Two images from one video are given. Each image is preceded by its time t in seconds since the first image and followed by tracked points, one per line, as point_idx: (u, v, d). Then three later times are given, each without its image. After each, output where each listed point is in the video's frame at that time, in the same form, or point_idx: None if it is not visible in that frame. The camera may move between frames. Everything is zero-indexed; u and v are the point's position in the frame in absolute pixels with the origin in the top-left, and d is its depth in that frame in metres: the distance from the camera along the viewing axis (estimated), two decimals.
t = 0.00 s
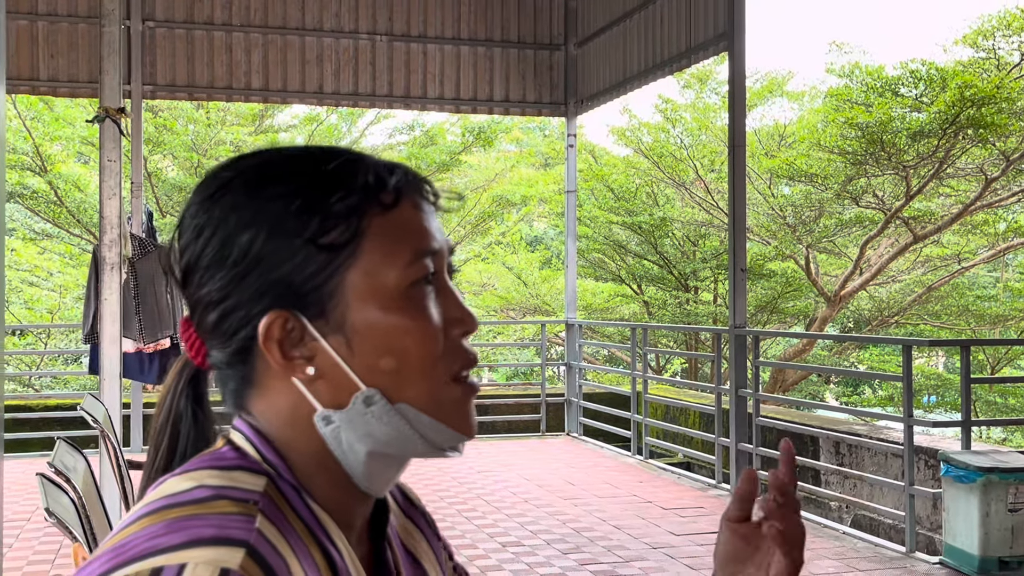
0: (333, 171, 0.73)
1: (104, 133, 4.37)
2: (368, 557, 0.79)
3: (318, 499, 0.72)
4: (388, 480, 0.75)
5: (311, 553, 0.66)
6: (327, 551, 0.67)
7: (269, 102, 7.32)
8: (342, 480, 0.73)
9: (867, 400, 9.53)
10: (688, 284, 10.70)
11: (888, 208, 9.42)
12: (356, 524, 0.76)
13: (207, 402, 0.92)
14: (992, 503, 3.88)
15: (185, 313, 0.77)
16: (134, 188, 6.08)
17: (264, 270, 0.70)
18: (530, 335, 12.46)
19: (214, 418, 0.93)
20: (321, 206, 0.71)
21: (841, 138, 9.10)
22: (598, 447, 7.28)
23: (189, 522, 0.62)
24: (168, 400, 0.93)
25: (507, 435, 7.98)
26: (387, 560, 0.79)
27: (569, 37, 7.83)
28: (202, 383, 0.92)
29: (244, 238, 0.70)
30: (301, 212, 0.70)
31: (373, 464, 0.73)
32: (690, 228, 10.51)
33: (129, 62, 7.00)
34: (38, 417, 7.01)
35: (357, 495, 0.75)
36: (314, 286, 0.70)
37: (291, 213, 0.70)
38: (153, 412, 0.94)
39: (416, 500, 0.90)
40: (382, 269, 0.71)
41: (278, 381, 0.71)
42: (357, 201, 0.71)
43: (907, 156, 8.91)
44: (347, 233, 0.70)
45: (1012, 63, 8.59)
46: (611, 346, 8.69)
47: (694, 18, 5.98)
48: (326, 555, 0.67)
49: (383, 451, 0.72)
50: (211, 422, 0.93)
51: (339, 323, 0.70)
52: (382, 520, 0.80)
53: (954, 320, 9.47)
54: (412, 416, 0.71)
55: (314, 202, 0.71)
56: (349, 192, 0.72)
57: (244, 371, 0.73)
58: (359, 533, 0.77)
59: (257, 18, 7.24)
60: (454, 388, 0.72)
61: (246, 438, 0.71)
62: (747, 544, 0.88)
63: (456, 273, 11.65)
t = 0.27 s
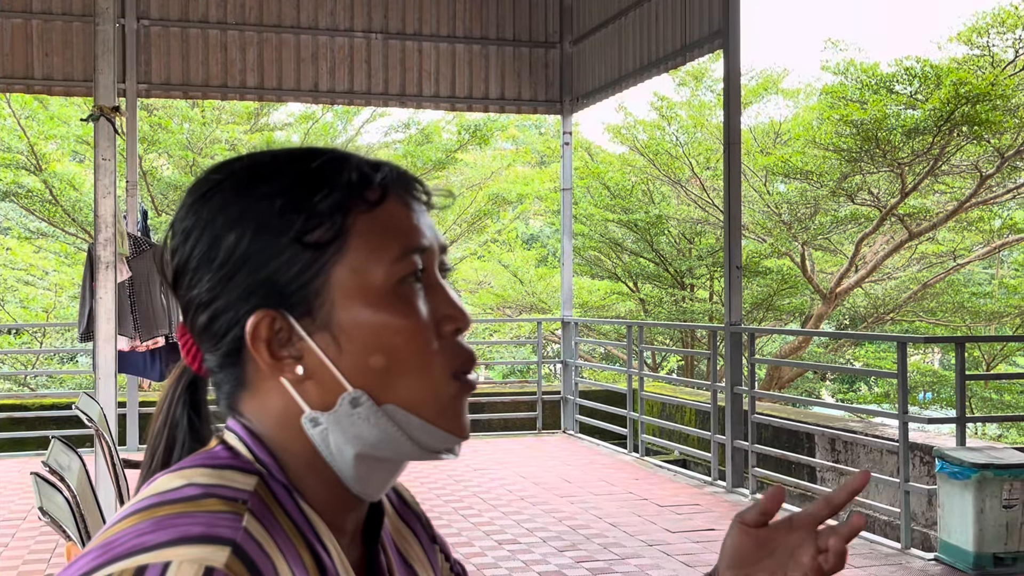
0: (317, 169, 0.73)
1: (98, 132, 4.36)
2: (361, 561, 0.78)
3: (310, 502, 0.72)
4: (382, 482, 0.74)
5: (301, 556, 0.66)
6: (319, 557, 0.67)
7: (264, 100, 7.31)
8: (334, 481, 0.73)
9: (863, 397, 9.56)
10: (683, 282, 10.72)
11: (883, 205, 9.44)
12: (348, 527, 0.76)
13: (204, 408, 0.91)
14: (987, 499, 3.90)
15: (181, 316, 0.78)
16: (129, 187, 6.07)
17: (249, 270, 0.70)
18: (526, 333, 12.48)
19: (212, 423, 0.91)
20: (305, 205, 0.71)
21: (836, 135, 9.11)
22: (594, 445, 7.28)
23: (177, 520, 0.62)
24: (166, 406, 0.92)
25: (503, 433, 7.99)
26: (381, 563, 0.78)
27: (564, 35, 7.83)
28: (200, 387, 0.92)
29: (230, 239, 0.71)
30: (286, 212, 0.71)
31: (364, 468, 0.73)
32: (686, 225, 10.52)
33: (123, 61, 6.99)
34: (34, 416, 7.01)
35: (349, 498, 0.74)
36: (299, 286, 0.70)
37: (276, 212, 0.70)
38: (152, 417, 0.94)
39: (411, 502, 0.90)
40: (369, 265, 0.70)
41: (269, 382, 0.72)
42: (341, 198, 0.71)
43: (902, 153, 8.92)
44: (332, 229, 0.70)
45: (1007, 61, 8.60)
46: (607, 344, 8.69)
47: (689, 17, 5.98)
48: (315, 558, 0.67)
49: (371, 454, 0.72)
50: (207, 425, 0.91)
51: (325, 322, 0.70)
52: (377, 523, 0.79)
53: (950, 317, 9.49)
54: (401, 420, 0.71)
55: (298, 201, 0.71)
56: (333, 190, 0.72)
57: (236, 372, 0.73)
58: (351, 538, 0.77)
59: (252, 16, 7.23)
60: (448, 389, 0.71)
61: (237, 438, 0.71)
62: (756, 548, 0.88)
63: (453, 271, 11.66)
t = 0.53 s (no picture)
0: (310, 171, 0.73)
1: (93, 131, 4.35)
2: (353, 560, 0.78)
3: (301, 503, 0.72)
4: (373, 485, 0.74)
5: (295, 558, 0.66)
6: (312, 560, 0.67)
7: (259, 99, 7.30)
8: (324, 484, 0.73)
9: (858, 395, 9.57)
10: (679, 280, 10.72)
11: (878, 203, 9.44)
12: (339, 528, 0.76)
13: (197, 405, 0.91)
14: (981, 497, 3.90)
15: (172, 316, 0.77)
16: (124, 186, 6.06)
17: (240, 271, 0.70)
18: (522, 332, 12.48)
19: (204, 421, 0.91)
20: (297, 207, 0.71)
21: (831, 133, 9.12)
22: (590, 443, 7.28)
23: (171, 522, 0.62)
24: (158, 405, 0.92)
25: (499, 431, 7.99)
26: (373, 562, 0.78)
27: (559, 33, 7.82)
28: (193, 385, 0.92)
29: (221, 239, 0.71)
30: (278, 213, 0.71)
31: (353, 471, 0.72)
32: (681, 223, 10.53)
33: (117, 59, 6.97)
34: (28, 416, 6.99)
35: (339, 500, 0.74)
36: (289, 288, 0.69)
37: (268, 212, 0.70)
38: (145, 414, 0.94)
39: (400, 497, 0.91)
40: (360, 268, 0.70)
41: (259, 383, 0.71)
42: (333, 201, 0.71)
43: (897, 151, 8.93)
44: (323, 231, 0.70)
45: (1001, 58, 8.61)
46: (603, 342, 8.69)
47: (684, 15, 5.97)
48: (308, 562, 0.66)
49: (361, 459, 0.71)
50: (201, 423, 0.91)
51: (315, 325, 0.69)
52: (368, 523, 0.79)
53: (945, 315, 9.50)
54: (391, 425, 0.70)
55: (290, 202, 0.71)
56: (325, 191, 0.72)
57: (226, 372, 0.72)
58: (343, 538, 0.77)
59: (246, 15, 7.22)
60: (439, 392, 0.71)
61: (230, 439, 0.70)
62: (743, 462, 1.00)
63: (448, 269, 11.66)
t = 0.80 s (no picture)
0: (316, 171, 0.73)
1: (86, 128, 4.35)
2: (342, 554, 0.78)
3: (292, 496, 0.72)
4: (363, 481, 0.74)
5: (285, 553, 0.65)
6: (302, 557, 0.66)
7: (254, 97, 7.29)
8: (313, 479, 0.73)
9: (854, 393, 9.59)
10: (675, 278, 10.72)
11: (874, 201, 9.45)
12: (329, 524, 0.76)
13: (187, 396, 0.91)
14: (976, 495, 3.90)
15: (169, 305, 0.78)
16: (119, 185, 6.04)
17: (240, 264, 0.70)
18: (518, 330, 12.48)
19: (195, 411, 0.91)
20: (300, 205, 0.70)
21: (826, 131, 9.13)
22: (586, 441, 7.28)
23: (163, 516, 0.61)
24: (149, 392, 0.92)
25: (495, 430, 7.98)
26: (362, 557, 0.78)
27: (554, 31, 7.81)
28: (184, 375, 0.91)
29: (223, 233, 0.71)
30: (282, 209, 0.70)
31: (342, 467, 0.72)
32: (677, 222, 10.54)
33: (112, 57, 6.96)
34: (22, 415, 6.97)
35: (329, 496, 0.74)
36: (287, 284, 0.69)
37: (272, 208, 0.70)
38: (136, 404, 0.93)
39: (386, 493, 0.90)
40: (359, 270, 0.70)
41: (252, 377, 0.71)
42: (336, 201, 0.71)
43: (892, 149, 8.94)
44: (324, 232, 0.70)
45: (996, 56, 8.61)
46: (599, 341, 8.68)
47: (680, 13, 5.97)
48: (299, 557, 0.66)
49: (351, 454, 0.71)
50: (191, 415, 0.91)
51: (311, 323, 0.69)
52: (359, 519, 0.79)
53: (940, 313, 9.51)
54: (384, 423, 0.70)
55: (295, 199, 0.71)
56: (329, 191, 0.71)
57: (220, 364, 0.73)
58: (332, 534, 0.77)
59: (241, 12, 7.20)
60: (427, 394, 0.70)
61: (220, 434, 0.70)
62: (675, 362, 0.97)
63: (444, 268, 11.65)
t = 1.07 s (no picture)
0: (292, 167, 0.75)
1: (82, 125, 4.34)
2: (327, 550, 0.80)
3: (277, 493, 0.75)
4: (346, 477, 0.77)
5: (270, 550, 0.67)
6: (286, 549, 0.68)
7: (250, 94, 7.27)
8: (296, 474, 0.76)
9: (850, 391, 9.60)
10: (672, 276, 10.71)
11: (870, 199, 9.44)
12: (314, 519, 0.78)
13: (172, 394, 0.93)
14: (971, 492, 3.90)
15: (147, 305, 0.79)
16: (115, 182, 6.03)
17: (219, 264, 0.72)
18: (515, 328, 12.48)
19: (181, 411, 0.93)
20: (277, 203, 0.72)
21: (823, 129, 9.14)
22: (582, 439, 7.29)
23: (148, 512, 0.63)
24: (134, 392, 0.93)
25: (492, 428, 7.99)
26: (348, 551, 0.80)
27: (551, 29, 7.81)
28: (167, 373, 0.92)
29: (200, 233, 0.72)
30: (258, 207, 0.72)
31: (326, 464, 0.75)
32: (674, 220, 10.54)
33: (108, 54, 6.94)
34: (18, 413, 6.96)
35: (312, 492, 0.77)
36: (267, 283, 0.72)
37: (248, 207, 0.72)
38: (122, 403, 0.95)
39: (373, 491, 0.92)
40: (338, 266, 0.73)
41: (235, 376, 0.74)
42: (312, 198, 0.73)
43: (888, 148, 8.94)
44: (302, 230, 0.72)
45: (993, 55, 8.60)
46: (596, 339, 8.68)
47: (677, 12, 5.96)
48: (282, 550, 0.68)
49: (334, 452, 0.74)
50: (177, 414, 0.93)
51: (292, 321, 0.72)
52: (343, 514, 0.81)
53: (936, 311, 9.53)
54: (366, 419, 0.73)
55: (271, 198, 0.73)
56: (306, 188, 0.74)
57: (202, 364, 0.75)
58: (320, 529, 0.79)
59: (237, 10, 7.19)
60: (405, 388, 0.74)
61: (205, 431, 0.72)
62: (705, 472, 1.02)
63: (441, 265, 11.65)
